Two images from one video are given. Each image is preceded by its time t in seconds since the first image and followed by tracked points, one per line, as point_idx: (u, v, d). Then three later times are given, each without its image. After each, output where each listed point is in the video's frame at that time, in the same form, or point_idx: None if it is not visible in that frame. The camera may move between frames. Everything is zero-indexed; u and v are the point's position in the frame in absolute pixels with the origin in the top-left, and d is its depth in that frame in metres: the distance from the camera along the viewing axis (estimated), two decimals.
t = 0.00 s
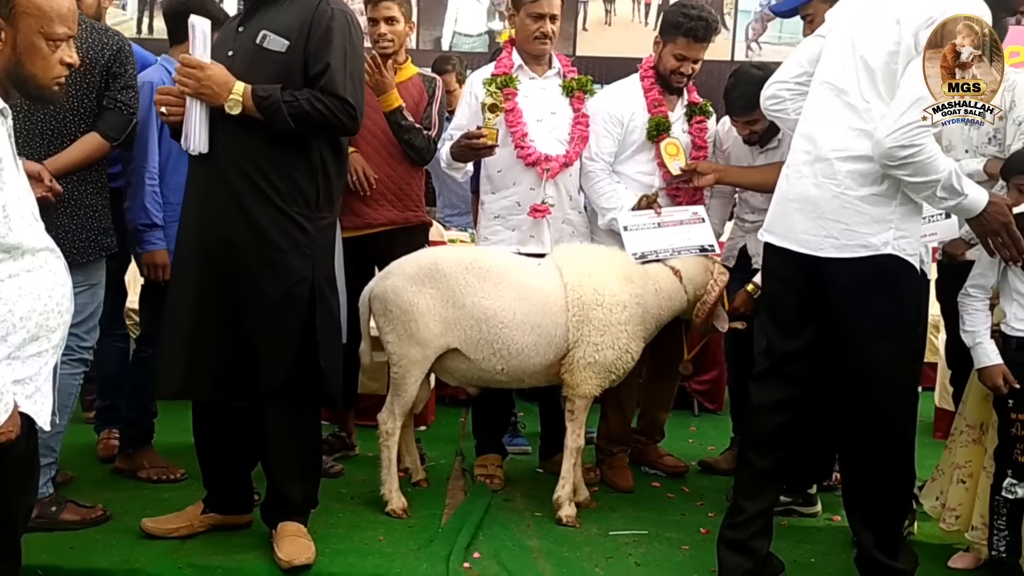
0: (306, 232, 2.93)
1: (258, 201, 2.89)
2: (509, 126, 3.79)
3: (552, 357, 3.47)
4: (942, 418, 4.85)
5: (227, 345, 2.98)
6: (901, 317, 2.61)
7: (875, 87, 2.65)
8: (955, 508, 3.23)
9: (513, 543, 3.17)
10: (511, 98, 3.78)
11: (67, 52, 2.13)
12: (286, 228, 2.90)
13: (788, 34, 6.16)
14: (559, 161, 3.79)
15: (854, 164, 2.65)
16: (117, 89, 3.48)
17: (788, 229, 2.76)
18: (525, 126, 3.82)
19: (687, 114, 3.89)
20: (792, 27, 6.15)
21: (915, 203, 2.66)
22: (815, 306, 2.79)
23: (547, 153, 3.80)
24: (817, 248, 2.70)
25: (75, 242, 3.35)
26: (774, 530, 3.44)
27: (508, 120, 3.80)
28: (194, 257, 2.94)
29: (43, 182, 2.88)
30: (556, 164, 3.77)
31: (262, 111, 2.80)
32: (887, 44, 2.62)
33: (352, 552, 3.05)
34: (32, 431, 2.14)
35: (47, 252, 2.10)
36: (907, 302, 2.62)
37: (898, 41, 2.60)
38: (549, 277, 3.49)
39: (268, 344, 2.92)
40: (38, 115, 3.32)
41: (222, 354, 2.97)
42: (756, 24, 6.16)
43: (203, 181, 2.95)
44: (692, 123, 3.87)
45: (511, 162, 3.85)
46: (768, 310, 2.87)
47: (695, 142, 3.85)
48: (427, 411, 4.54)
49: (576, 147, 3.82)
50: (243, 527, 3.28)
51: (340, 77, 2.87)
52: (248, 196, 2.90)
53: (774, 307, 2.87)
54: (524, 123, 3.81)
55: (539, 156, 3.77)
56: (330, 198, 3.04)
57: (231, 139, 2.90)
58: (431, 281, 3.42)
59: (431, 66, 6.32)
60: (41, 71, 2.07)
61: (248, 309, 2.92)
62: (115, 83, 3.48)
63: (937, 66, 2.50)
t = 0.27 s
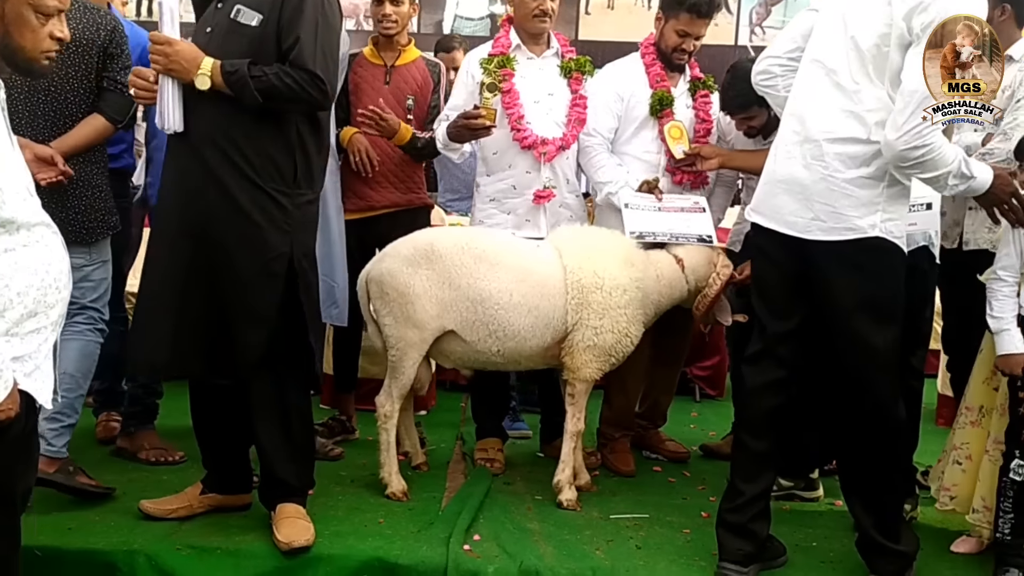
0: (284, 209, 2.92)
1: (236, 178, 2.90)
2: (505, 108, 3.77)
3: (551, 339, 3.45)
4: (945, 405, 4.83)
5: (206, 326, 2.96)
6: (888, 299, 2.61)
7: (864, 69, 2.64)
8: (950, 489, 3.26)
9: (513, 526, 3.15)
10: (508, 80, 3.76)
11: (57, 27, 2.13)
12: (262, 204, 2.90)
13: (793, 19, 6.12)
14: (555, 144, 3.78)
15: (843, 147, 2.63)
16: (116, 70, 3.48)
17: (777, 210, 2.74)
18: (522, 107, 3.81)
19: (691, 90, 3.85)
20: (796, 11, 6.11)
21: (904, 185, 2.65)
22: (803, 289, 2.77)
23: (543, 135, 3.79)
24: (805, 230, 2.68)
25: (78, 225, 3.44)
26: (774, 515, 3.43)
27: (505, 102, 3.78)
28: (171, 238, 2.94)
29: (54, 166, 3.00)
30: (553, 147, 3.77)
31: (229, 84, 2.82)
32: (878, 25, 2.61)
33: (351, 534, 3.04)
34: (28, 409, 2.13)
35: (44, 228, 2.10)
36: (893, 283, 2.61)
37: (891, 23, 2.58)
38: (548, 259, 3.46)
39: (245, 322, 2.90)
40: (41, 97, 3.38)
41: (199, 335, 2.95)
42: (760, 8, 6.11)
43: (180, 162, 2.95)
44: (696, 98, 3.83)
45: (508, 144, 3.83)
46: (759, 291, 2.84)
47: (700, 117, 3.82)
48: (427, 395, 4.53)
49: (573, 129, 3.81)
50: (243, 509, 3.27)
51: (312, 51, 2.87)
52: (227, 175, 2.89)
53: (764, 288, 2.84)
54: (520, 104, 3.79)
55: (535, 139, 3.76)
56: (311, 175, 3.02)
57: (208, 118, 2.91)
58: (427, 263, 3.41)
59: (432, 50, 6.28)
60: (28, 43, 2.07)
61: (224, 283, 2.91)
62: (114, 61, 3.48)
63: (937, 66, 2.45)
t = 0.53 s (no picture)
0: (267, 189, 2.94)
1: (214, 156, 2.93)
2: (503, 94, 3.76)
3: (550, 327, 3.43)
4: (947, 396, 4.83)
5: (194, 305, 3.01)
6: (880, 284, 2.59)
7: (853, 53, 2.62)
8: (961, 485, 3.20)
9: (513, 515, 3.14)
10: (505, 66, 3.74)
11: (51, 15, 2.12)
12: (243, 183, 2.92)
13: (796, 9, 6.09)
14: (553, 131, 3.77)
15: (829, 135, 2.62)
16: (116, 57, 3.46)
17: (765, 198, 2.73)
18: (520, 94, 3.79)
19: (695, 69, 3.86)
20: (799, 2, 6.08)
21: (890, 171, 2.63)
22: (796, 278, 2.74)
23: (541, 122, 3.78)
24: (791, 219, 2.66)
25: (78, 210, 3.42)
26: (774, 505, 3.41)
27: (501, 89, 3.76)
28: (157, 220, 2.99)
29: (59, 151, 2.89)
30: (551, 134, 3.76)
31: (223, 94, 2.79)
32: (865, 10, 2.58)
33: (351, 522, 3.03)
34: (26, 391, 2.15)
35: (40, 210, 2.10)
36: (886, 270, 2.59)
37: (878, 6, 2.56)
38: (547, 247, 3.45)
39: (233, 300, 2.93)
40: (43, 83, 3.36)
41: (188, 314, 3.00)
42: None
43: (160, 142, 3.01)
44: (700, 78, 3.83)
45: (506, 131, 3.83)
46: (750, 281, 2.81)
47: (705, 98, 3.80)
48: (427, 385, 4.51)
49: (571, 115, 3.80)
50: (243, 498, 3.26)
51: (291, 28, 2.85)
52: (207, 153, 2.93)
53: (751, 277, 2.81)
54: (518, 91, 3.78)
55: (534, 126, 3.74)
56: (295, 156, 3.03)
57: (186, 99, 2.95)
58: (426, 250, 3.39)
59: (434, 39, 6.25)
60: None
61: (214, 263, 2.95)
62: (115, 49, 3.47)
63: (937, 66, 2.39)
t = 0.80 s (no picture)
0: (248, 172, 2.94)
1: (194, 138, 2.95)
2: (503, 77, 3.72)
3: (549, 313, 3.42)
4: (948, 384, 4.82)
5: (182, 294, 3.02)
6: (889, 269, 2.58)
7: (880, 36, 2.60)
8: (988, 481, 3.10)
9: (514, 501, 3.14)
10: (504, 48, 3.71)
11: None
12: (225, 166, 2.94)
13: None
14: (554, 114, 3.74)
15: (849, 116, 2.60)
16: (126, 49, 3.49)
17: (777, 177, 2.69)
18: (519, 77, 3.76)
19: (694, 49, 3.82)
20: None
21: (904, 156, 2.64)
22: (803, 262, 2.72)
23: (541, 106, 3.75)
24: (806, 200, 2.63)
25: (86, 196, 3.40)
26: (775, 492, 3.41)
27: (501, 72, 3.73)
28: (146, 212, 2.96)
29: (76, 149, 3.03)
30: (552, 118, 3.73)
31: (221, 115, 2.78)
32: None
33: (352, 508, 3.03)
34: (30, 371, 2.15)
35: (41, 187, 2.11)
36: (896, 255, 2.58)
37: None
38: (545, 233, 3.43)
39: (217, 282, 2.92)
40: (51, 69, 3.34)
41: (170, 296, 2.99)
42: None
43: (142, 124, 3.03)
44: (700, 57, 3.80)
45: (506, 115, 3.80)
46: (756, 266, 2.78)
47: (705, 77, 3.76)
48: (427, 372, 4.51)
49: (571, 99, 3.78)
50: (244, 484, 3.26)
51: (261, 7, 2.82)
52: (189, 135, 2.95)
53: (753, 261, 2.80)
54: (517, 75, 3.75)
55: (534, 109, 3.71)
56: (279, 139, 3.02)
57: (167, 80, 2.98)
58: (424, 236, 3.37)
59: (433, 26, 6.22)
60: None
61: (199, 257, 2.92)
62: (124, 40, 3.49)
63: (938, 66, 2.43)
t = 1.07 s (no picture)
0: (239, 162, 2.97)
1: (184, 126, 2.96)
2: (501, 67, 3.71)
3: (548, 305, 3.42)
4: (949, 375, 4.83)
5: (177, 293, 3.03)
6: (895, 257, 2.60)
7: (906, 23, 2.62)
8: (995, 472, 3.09)
9: (516, 491, 3.15)
10: (502, 37, 3.71)
11: None
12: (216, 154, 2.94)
13: None
14: (552, 104, 3.73)
15: (870, 101, 2.61)
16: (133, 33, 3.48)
17: (790, 160, 2.70)
18: (517, 67, 3.76)
19: (694, 37, 3.82)
20: None
21: (922, 145, 2.64)
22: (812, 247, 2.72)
23: (539, 96, 3.74)
24: (822, 183, 2.63)
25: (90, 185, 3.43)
26: (776, 480, 3.41)
27: (499, 61, 3.72)
28: (142, 209, 2.97)
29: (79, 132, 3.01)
30: (549, 108, 3.72)
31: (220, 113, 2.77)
32: None
33: (353, 498, 3.03)
34: (35, 360, 2.16)
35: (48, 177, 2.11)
36: (910, 242, 2.60)
37: None
38: (544, 226, 3.43)
39: (212, 270, 2.92)
40: (57, 58, 3.38)
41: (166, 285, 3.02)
42: None
43: (135, 113, 3.04)
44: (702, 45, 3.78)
45: (503, 104, 3.79)
46: (766, 254, 2.77)
47: (705, 64, 3.75)
48: (428, 364, 4.52)
49: (569, 89, 3.77)
50: (246, 474, 3.27)
51: None
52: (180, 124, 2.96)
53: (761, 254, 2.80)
54: (515, 64, 3.74)
55: (532, 99, 3.71)
56: (270, 128, 3.05)
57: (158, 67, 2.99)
58: (423, 229, 3.38)
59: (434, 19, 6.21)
60: None
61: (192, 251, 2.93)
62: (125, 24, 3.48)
63: (937, 67, 2.58)
